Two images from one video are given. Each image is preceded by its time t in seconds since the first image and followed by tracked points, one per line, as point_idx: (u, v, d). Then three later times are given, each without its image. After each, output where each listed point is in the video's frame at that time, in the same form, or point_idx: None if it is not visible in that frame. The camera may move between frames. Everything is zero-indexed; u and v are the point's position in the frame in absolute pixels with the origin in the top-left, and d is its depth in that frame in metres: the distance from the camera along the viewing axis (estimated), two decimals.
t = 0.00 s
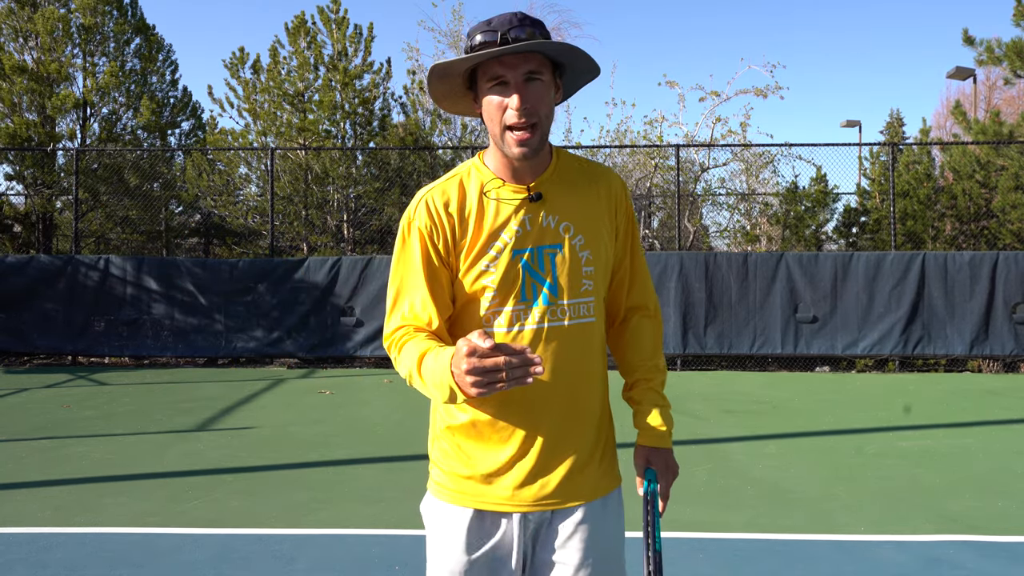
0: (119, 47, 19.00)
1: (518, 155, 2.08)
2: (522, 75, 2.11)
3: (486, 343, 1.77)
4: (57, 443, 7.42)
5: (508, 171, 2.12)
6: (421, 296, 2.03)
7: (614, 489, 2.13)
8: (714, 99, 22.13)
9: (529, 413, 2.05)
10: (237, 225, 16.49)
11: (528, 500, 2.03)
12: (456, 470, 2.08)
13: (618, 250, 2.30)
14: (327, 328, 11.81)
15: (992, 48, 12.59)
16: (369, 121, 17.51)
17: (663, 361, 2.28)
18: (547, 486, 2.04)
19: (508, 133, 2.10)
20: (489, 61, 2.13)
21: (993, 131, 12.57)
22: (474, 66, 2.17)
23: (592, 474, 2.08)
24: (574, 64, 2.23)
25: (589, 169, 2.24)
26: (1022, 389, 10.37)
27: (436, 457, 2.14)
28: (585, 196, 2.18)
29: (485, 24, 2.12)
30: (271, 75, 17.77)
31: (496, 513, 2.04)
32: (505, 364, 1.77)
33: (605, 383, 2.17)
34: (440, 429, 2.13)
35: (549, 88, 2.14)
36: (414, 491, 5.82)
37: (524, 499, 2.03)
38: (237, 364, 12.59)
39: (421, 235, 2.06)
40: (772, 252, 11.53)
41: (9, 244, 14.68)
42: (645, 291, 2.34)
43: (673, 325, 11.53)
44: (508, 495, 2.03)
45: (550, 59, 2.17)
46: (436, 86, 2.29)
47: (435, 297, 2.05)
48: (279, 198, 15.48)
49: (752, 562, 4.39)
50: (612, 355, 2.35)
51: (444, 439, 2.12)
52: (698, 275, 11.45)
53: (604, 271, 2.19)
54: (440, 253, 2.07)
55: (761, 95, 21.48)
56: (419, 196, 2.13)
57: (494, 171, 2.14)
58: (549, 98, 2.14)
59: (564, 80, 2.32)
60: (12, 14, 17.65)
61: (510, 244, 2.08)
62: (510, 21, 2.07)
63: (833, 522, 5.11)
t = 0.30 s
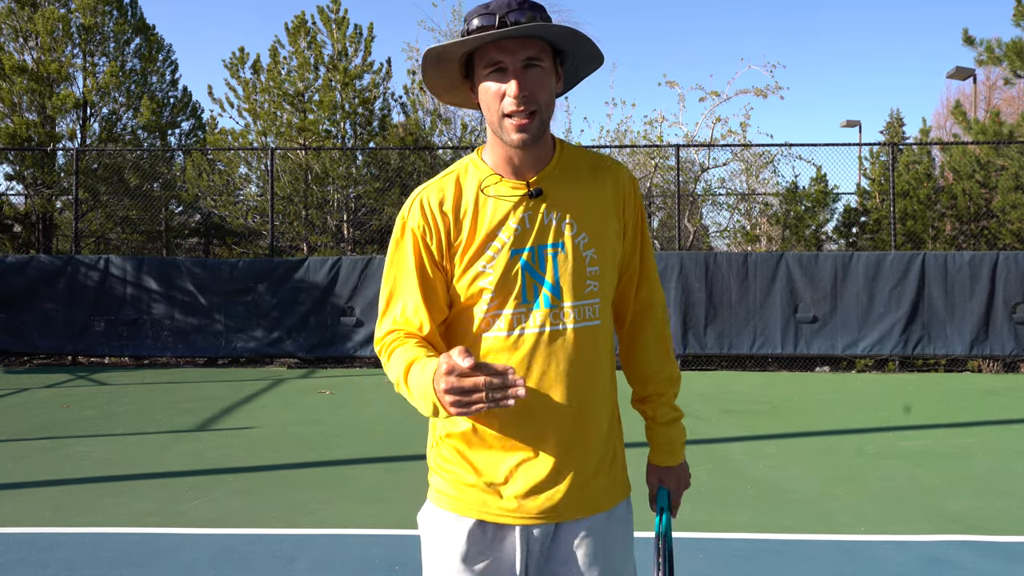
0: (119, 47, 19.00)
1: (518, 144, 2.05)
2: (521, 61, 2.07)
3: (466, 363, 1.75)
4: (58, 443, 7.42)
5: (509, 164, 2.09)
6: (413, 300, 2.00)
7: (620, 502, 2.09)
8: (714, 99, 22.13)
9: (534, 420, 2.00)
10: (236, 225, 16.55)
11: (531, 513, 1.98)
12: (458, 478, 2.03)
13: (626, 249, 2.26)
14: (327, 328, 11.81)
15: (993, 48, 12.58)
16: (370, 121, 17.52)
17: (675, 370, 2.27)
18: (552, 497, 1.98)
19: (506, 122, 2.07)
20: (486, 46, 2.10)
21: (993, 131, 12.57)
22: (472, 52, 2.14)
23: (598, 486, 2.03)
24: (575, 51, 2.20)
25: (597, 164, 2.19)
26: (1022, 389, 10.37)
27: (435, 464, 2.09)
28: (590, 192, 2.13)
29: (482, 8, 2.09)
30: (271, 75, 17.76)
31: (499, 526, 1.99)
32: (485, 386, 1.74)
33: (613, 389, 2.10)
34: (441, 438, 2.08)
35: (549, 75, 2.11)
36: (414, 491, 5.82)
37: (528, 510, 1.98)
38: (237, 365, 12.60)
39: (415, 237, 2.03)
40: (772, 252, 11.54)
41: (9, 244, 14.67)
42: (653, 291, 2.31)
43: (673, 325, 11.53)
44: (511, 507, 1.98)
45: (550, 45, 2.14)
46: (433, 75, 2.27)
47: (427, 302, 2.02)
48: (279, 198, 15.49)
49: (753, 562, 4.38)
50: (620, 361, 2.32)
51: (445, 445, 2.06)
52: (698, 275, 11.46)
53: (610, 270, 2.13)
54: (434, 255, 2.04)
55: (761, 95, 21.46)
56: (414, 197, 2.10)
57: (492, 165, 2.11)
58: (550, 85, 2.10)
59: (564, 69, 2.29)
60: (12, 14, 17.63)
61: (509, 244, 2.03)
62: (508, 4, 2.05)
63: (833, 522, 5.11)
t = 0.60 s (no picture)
0: (119, 47, 19.01)
1: (500, 138, 1.93)
2: (503, 48, 1.96)
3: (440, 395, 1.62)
4: (58, 443, 7.42)
5: (491, 162, 1.97)
6: (392, 311, 1.87)
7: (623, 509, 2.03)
8: (714, 99, 22.12)
9: (531, 433, 1.88)
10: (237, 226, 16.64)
11: (531, 533, 1.87)
12: (449, 498, 1.90)
13: (620, 246, 2.19)
14: (326, 328, 11.80)
15: (993, 49, 12.58)
16: (370, 121, 17.53)
17: (668, 367, 2.24)
18: (552, 513, 1.89)
19: (488, 115, 1.94)
20: (466, 33, 1.99)
21: (993, 131, 12.57)
22: (451, 40, 2.03)
23: (600, 496, 1.96)
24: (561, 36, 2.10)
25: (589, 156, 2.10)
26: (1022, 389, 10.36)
27: (424, 484, 1.96)
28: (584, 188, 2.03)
29: None
30: (271, 75, 17.76)
31: (498, 546, 1.87)
32: (459, 421, 1.61)
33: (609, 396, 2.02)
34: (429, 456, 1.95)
35: (534, 64, 1.99)
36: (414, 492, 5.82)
37: (528, 528, 1.87)
38: (237, 364, 12.60)
39: (393, 243, 1.89)
40: (772, 252, 11.54)
41: (10, 245, 14.68)
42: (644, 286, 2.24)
43: (673, 325, 11.53)
44: (508, 526, 1.86)
45: (534, 32, 2.04)
46: (407, 63, 2.16)
47: (406, 315, 1.89)
48: (279, 198, 15.51)
49: (753, 562, 4.38)
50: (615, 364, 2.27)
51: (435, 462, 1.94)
52: (698, 275, 11.46)
53: (605, 269, 2.06)
54: (416, 261, 1.89)
55: (761, 94, 21.44)
56: (391, 199, 1.96)
57: (474, 163, 1.99)
58: (534, 74, 1.99)
59: (551, 58, 2.19)
60: (12, 13, 17.62)
61: (498, 246, 1.91)
62: None
63: (833, 522, 5.12)
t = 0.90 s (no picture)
0: (119, 47, 19.01)
1: (479, 124, 1.84)
2: (484, 25, 1.86)
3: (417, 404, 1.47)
4: (58, 443, 7.42)
5: (469, 150, 1.89)
6: (363, 314, 1.74)
7: (606, 523, 1.96)
8: (714, 98, 22.08)
9: (513, 444, 1.79)
10: (236, 226, 16.68)
11: (511, 550, 1.79)
12: (422, 513, 1.82)
13: (606, 242, 2.10)
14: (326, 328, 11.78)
15: (993, 49, 12.58)
16: (369, 121, 17.53)
17: (656, 372, 2.14)
18: (535, 528, 1.80)
19: (467, 98, 1.85)
20: (445, 6, 1.89)
21: (993, 131, 12.56)
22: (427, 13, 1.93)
23: (584, 511, 1.88)
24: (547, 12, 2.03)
25: (575, 146, 2.02)
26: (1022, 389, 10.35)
27: (395, 497, 1.87)
28: (569, 181, 1.94)
29: None
30: (271, 75, 17.77)
31: (475, 562, 1.79)
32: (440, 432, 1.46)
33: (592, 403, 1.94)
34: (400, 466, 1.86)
35: (517, 43, 1.90)
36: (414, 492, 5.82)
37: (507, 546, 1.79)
38: (237, 365, 12.60)
39: (363, 238, 1.77)
40: (772, 252, 11.54)
41: (10, 244, 14.69)
42: (633, 284, 2.16)
43: (673, 325, 11.53)
44: (486, 542, 1.78)
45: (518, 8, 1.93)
46: (377, 35, 2.05)
47: (378, 318, 1.77)
48: (279, 198, 15.52)
49: (753, 562, 4.38)
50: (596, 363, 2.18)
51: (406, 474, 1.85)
52: (698, 275, 11.46)
53: (592, 265, 1.97)
54: (388, 257, 1.77)
55: (761, 94, 21.41)
56: (361, 187, 1.84)
57: (451, 151, 1.90)
58: (517, 55, 1.89)
59: (536, 36, 2.11)
60: (12, 14, 17.61)
61: (479, 241, 1.81)
62: None
63: (833, 522, 5.12)
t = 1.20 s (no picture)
0: (119, 47, 19.01)
1: (466, 117, 1.82)
2: (473, 11, 1.83)
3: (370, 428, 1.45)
4: (57, 443, 7.42)
5: (453, 144, 1.88)
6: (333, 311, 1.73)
7: (587, 538, 1.94)
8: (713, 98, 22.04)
9: (490, 450, 1.78)
10: (236, 226, 16.70)
11: (488, 562, 1.78)
12: (397, 523, 1.82)
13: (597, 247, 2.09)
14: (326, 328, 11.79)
15: (993, 48, 12.57)
16: (369, 121, 17.52)
17: (646, 383, 2.12)
18: (513, 540, 1.79)
19: (453, 91, 1.83)
20: None
21: (993, 131, 12.55)
22: None
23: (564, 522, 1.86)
24: None
25: (565, 147, 2.00)
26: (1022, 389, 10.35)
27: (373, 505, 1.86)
28: (556, 183, 1.93)
29: None
30: (271, 75, 17.77)
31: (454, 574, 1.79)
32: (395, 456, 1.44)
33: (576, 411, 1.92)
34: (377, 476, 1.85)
35: (507, 30, 1.88)
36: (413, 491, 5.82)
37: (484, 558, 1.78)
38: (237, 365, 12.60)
39: (338, 232, 1.77)
40: (772, 252, 11.54)
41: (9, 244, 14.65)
42: (627, 291, 2.14)
43: (673, 325, 11.52)
44: (462, 554, 1.78)
45: None
46: (362, 21, 2.05)
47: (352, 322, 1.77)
48: (279, 198, 15.53)
49: (753, 562, 4.38)
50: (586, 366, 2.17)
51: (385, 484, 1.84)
52: (698, 275, 11.46)
53: (581, 269, 1.95)
54: (364, 254, 1.77)
55: (761, 94, 21.35)
56: (339, 181, 1.84)
57: (435, 145, 1.89)
58: (506, 45, 1.87)
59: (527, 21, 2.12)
60: (12, 14, 17.61)
61: (460, 242, 1.81)
62: None
63: (833, 522, 5.12)
